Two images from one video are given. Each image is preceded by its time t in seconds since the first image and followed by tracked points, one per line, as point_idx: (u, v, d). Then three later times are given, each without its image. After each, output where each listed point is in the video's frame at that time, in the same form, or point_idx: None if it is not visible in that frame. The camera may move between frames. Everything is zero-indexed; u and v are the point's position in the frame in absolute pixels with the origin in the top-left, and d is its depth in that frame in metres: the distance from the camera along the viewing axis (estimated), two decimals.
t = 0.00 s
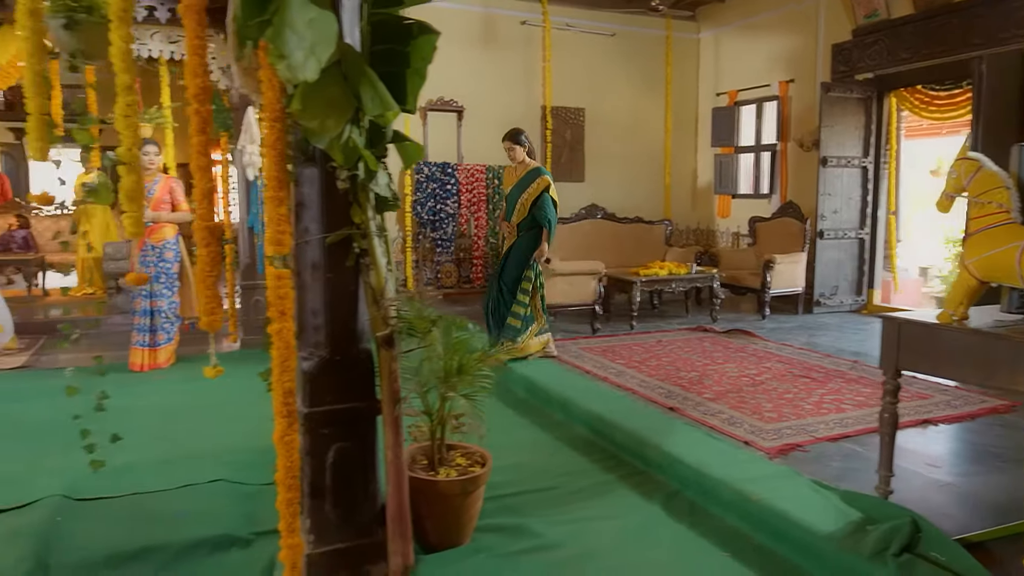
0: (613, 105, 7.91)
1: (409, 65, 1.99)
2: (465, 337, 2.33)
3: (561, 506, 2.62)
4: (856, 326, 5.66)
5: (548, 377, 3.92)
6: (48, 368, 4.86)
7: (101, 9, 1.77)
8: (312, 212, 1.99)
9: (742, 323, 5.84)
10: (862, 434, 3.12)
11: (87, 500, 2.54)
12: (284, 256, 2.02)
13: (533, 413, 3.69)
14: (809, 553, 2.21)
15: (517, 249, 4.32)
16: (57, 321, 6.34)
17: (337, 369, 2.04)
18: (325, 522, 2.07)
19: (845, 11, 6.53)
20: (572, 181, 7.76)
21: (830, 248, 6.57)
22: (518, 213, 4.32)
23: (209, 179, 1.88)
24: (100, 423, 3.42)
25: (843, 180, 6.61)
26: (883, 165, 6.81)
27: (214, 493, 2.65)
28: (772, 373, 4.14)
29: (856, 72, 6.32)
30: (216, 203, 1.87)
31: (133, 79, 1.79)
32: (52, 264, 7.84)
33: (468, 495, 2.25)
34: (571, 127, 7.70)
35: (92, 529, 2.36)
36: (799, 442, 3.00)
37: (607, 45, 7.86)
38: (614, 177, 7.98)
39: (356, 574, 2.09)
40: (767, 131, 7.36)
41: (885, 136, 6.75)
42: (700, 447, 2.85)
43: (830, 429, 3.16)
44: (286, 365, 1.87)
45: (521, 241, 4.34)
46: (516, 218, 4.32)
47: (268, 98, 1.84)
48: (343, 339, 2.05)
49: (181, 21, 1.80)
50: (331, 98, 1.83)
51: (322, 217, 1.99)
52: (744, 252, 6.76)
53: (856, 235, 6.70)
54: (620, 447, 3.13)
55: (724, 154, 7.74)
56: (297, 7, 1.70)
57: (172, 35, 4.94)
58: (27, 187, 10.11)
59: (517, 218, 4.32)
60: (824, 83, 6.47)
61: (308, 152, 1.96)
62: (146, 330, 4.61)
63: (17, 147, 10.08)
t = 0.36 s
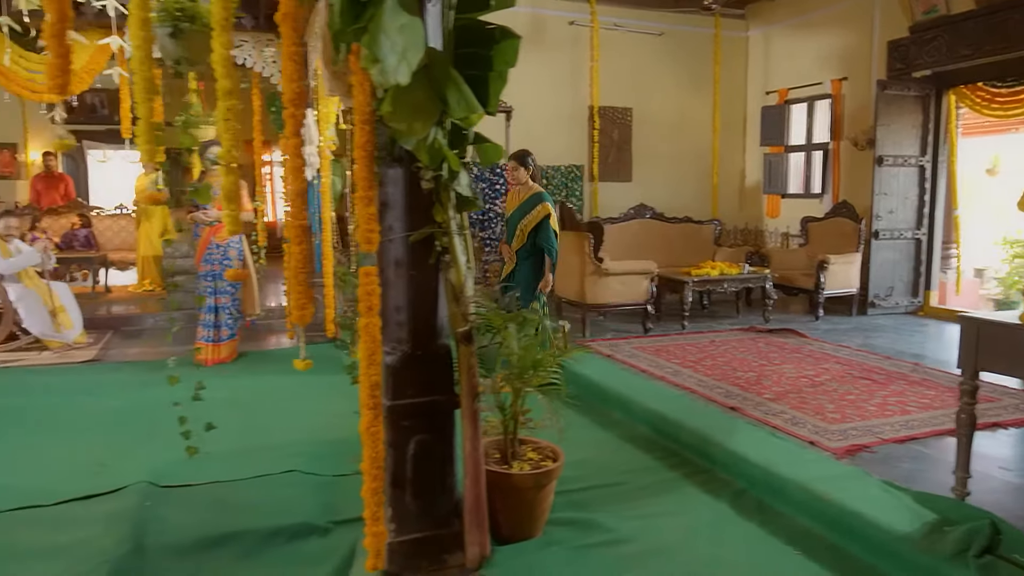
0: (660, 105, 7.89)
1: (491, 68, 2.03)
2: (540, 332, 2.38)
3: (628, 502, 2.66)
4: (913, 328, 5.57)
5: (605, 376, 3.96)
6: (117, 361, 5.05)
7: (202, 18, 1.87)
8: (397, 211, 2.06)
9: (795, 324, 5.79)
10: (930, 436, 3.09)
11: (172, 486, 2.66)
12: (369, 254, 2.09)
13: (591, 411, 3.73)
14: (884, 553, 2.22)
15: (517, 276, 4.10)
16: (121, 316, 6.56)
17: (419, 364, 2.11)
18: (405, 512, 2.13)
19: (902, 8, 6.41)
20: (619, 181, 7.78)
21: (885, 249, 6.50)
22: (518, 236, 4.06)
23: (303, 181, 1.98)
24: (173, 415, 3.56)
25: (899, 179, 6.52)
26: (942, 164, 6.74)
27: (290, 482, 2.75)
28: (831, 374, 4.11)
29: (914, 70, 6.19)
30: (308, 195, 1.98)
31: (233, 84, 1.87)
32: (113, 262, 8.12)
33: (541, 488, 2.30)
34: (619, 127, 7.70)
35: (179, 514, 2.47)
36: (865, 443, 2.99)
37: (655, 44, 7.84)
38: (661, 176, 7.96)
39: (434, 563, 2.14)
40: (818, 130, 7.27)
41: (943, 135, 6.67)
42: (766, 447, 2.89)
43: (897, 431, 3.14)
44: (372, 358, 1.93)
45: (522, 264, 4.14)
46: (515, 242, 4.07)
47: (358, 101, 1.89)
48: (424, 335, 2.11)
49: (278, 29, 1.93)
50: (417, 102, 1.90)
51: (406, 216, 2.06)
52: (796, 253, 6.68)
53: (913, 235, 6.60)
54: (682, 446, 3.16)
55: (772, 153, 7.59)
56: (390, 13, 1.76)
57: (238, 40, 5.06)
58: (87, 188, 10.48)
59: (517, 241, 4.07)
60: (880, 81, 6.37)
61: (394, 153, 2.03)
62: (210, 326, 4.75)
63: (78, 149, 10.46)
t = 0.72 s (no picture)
0: (713, 105, 7.83)
1: (579, 71, 2.07)
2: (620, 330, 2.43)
3: (701, 501, 2.67)
4: (980, 332, 5.43)
5: (669, 377, 3.98)
6: (186, 356, 5.22)
7: (305, 25, 1.96)
8: (484, 211, 2.12)
9: (855, 326, 5.70)
10: (1008, 442, 3.03)
11: (256, 476, 2.76)
12: (457, 254, 2.15)
13: (655, 411, 3.75)
14: (968, 555, 2.21)
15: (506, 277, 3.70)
16: (186, 312, 6.78)
17: (504, 360, 2.16)
18: (489, 504, 2.20)
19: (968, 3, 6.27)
20: (671, 181, 7.75)
21: (949, 250, 6.36)
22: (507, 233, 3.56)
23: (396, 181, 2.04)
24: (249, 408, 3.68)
25: (964, 179, 6.36)
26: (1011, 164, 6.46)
27: (367, 475, 2.82)
28: (899, 377, 4.04)
29: (981, 66, 6.09)
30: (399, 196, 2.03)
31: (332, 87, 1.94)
32: (175, 260, 8.37)
33: (619, 485, 2.33)
34: (672, 127, 7.67)
35: (266, 502, 2.56)
36: (942, 447, 2.94)
37: (709, 43, 7.78)
38: (713, 176, 7.90)
39: (516, 555, 2.21)
40: (878, 129, 7.13)
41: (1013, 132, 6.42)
42: (839, 449, 2.88)
43: (973, 435, 3.08)
44: (463, 354, 2.00)
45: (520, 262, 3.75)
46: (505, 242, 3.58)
47: (451, 105, 1.95)
48: (510, 332, 2.17)
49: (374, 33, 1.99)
50: (508, 105, 1.95)
51: (493, 216, 2.11)
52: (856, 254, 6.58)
53: (979, 236, 6.43)
54: (752, 446, 3.16)
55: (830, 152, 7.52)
56: (485, 19, 1.81)
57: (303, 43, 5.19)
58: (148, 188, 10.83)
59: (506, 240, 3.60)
60: (945, 78, 6.22)
61: (482, 154, 2.09)
62: (276, 323, 4.89)
63: (140, 151, 10.81)
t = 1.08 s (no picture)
0: (771, 104, 7.73)
1: (668, 72, 2.09)
2: (702, 330, 2.43)
3: (778, 503, 2.65)
4: None
5: (735, 378, 3.95)
6: (253, 352, 5.37)
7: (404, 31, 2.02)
8: (572, 211, 2.15)
9: (922, 330, 5.57)
10: None
11: (338, 468, 2.84)
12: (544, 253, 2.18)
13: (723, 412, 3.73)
14: None
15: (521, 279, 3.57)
16: (248, 309, 6.96)
17: (590, 358, 2.19)
18: (573, 500, 2.23)
19: None
20: (728, 181, 7.67)
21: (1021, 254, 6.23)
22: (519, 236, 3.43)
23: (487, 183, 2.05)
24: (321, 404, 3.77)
25: None
26: None
27: (443, 470, 2.88)
28: (974, 382, 3.94)
29: None
30: (490, 195, 2.04)
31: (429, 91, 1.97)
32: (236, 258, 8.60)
33: (701, 484, 2.34)
34: (729, 127, 7.61)
35: (350, 493, 2.63)
36: None
37: (767, 42, 7.68)
38: (771, 176, 7.79)
39: (598, 551, 2.24)
40: (945, 127, 6.95)
41: None
42: (919, 454, 2.84)
43: None
44: (552, 350, 2.03)
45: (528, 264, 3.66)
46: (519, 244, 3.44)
47: (543, 105, 1.98)
48: (595, 330, 2.20)
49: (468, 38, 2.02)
50: (599, 105, 1.97)
51: (580, 216, 2.14)
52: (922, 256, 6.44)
53: None
54: (826, 449, 3.12)
55: (892, 151, 7.39)
56: (581, 22, 1.84)
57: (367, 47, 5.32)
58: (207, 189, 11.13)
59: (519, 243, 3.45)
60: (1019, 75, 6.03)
61: (571, 155, 2.12)
62: (342, 320, 5.00)
63: (200, 152, 11.12)
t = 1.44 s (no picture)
0: (832, 102, 7.59)
1: (759, 72, 2.07)
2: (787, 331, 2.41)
3: (860, 508, 2.62)
4: None
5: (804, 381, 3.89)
6: (317, 348, 5.49)
7: (497, 33, 2.07)
8: (659, 212, 2.16)
9: (995, 334, 5.40)
10: None
11: (414, 462, 2.91)
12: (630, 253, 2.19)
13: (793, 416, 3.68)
14: None
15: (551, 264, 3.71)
16: (308, 306, 7.11)
17: (675, 357, 2.20)
18: (657, 499, 2.24)
19: None
20: (786, 181, 7.57)
21: None
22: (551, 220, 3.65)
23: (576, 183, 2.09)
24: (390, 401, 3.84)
25: None
26: None
27: (517, 467, 2.92)
28: None
29: None
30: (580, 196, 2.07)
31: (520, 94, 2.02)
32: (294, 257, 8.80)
33: (784, 486, 2.32)
34: (788, 126, 7.52)
35: (429, 487, 2.69)
36: None
37: (829, 39, 7.56)
38: (832, 176, 7.65)
39: (681, 551, 2.25)
40: (1017, 126, 6.74)
41: None
42: (1005, 461, 2.77)
43: None
44: (641, 349, 2.05)
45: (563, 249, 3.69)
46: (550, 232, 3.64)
47: (635, 106, 1.99)
48: (681, 329, 2.20)
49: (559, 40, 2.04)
50: (692, 106, 1.97)
51: (668, 216, 2.15)
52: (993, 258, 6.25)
53: None
54: (904, 455, 3.06)
55: (960, 150, 7.19)
56: (677, 22, 1.84)
57: (430, 49, 5.40)
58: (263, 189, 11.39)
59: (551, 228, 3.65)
60: None
61: (659, 155, 2.13)
62: (405, 318, 5.09)
63: (257, 153, 11.38)
